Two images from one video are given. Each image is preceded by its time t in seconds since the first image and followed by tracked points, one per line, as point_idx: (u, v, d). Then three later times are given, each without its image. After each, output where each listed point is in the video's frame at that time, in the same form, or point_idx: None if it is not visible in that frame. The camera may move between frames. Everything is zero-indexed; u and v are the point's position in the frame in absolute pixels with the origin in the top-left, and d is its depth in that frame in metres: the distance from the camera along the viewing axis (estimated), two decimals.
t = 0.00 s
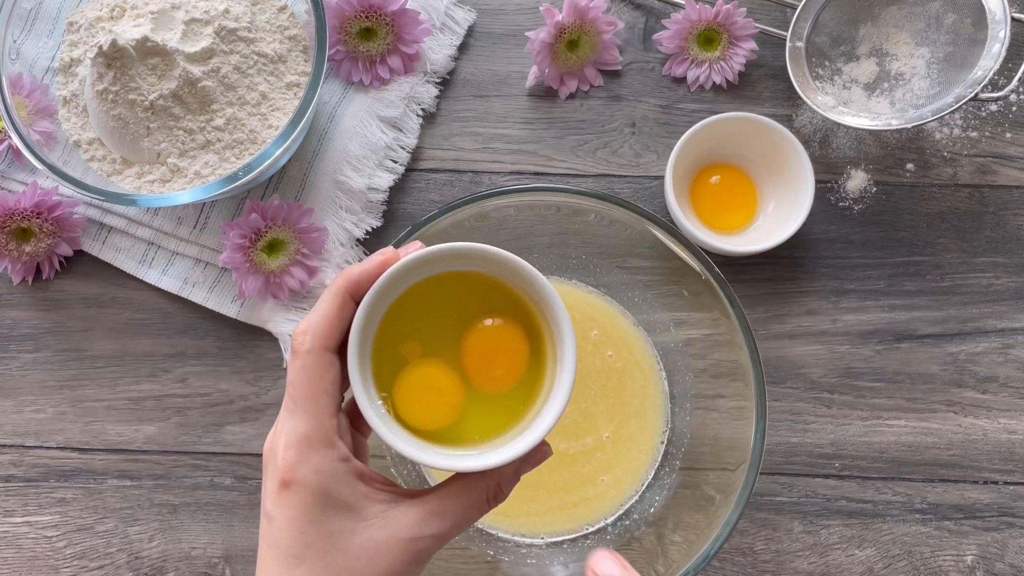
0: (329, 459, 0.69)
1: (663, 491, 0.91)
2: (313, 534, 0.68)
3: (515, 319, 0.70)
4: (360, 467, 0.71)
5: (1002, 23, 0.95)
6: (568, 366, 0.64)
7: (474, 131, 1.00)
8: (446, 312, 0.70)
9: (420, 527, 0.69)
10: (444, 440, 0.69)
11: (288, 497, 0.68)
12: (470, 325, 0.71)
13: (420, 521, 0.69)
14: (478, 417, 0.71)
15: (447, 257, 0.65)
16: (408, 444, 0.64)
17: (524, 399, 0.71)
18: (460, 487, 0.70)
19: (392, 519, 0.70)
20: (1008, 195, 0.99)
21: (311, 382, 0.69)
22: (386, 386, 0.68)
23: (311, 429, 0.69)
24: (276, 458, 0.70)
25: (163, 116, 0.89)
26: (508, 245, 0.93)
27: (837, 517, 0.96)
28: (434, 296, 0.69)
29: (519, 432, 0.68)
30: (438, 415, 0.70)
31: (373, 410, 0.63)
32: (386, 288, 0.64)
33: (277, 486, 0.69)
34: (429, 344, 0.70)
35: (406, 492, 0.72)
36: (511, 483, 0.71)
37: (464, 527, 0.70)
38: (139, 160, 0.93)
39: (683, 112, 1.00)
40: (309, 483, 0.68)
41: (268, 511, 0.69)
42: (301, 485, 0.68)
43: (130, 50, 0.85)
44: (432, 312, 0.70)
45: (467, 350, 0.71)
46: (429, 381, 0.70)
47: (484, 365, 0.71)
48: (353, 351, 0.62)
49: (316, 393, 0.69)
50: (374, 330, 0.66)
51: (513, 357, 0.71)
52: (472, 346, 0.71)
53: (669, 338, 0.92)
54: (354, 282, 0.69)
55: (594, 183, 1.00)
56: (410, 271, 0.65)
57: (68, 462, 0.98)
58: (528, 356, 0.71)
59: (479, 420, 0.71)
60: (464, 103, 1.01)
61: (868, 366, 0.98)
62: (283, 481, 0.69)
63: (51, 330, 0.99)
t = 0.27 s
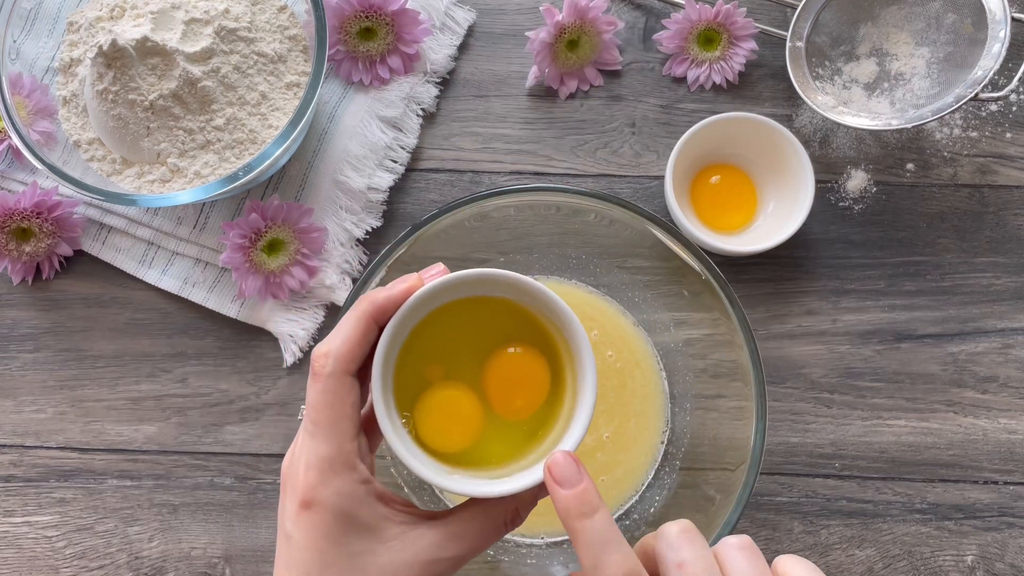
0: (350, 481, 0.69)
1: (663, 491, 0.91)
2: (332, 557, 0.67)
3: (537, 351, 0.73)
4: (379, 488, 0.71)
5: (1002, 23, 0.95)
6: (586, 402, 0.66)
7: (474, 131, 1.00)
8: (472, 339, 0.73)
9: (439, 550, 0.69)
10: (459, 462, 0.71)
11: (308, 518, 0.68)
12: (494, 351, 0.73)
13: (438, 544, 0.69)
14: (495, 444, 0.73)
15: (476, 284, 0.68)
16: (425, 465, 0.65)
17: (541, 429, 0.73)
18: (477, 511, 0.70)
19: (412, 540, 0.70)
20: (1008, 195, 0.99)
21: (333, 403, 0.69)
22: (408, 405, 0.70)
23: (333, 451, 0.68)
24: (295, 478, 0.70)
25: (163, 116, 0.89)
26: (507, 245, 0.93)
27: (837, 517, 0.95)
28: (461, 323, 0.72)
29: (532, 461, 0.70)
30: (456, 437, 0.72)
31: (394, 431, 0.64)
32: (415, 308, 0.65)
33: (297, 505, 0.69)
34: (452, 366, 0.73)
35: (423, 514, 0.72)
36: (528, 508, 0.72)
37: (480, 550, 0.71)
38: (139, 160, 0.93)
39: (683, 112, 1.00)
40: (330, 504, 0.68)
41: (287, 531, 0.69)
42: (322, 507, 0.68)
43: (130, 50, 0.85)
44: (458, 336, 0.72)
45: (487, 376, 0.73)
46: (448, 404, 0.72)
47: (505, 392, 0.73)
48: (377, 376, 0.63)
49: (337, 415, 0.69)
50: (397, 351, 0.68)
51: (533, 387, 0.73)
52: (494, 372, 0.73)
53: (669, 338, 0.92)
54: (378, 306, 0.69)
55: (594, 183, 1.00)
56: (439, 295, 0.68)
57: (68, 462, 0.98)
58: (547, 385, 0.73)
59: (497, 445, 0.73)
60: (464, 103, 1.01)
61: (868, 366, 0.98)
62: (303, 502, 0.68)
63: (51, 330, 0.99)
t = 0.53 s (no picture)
0: (352, 485, 0.69)
1: (663, 491, 0.91)
2: (335, 562, 0.67)
3: (536, 354, 0.73)
4: (379, 492, 0.72)
5: (1002, 23, 0.95)
6: (583, 405, 0.66)
7: (474, 131, 1.00)
8: (471, 344, 0.73)
9: (440, 553, 0.69)
10: (459, 467, 0.71)
11: (310, 523, 0.68)
12: (493, 355, 0.73)
13: (440, 548, 0.70)
14: (495, 447, 0.73)
15: (472, 291, 0.67)
16: (425, 470, 0.66)
17: (541, 432, 0.73)
18: (477, 516, 0.70)
19: (413, 545, 0.70)
20: (1008, 195, 0.99)
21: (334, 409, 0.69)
22: (407, 409, 0.71)
23: (334, 456, 0.68)
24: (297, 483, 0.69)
25: (163, 116, 0.89)
26: (507, 245, 0.93)
27: (837, 517, 0.95)
28: (460, 328, 0.72)
29: (531, 465, 0.70)
30: (455, 441, 0.72)
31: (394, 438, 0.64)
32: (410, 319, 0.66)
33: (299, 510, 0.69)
34: (452, 369, 0.73)
35: (425, 518, 0.73)
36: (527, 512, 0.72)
37: (481, 554, 0.71)
38: (139, 160, 0.93)
39: (683, 112, 1.00)
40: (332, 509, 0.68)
41: (289, 536, 0.69)
42: (325, 512, 0.68)
43: (130, 50, 0.85)
44: (458, 340, 0.73)
45: (487, 379, 0.73)
46: (448, 408, 0.72)
47: (504, 396, 0.73)
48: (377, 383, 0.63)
49: (338, 421, 0.69)
50: (397, 359, 0.68)
51: (532, 390, 0.73)
52: (494, 375, 0.73)
53: (669, 338, 0.92)
54: (378, 314, 0.69)
55: (594, 182, 1.00)
56: (437, 302, 0.68)
57: (68, 462, 0.98)
58: (547, 388, 0.73)
59: (495, 448, 0.73)
60: (464, 103, 1.01)
61: (867, 366, 0.98)
62: (306, 507, 0.68)
63: (51, 330, 0.99)
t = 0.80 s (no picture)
0: (342, 488, 0.69)
1: (663, 491, 0.91)
2: (326, 565, 0.67)
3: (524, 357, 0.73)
4: (370, 495, 0.71)
5: (1002, 23, 0.95)
6: (571, 407, 0.66)
7: (474, 131, 1.00)
8: (460, 346, 0.72)
9: (432, 555, 0.69)
10: (448, 470, 0.71)
11: (301, 527, 0.68)
12: (480, 358, 0.73)
13: (431, 550, 0.69)
14: (484, 449, 0.73)
15: (456, 295, 0.67)
16: (413, 474, 0.66)
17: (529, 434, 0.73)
18: (467, 518, 0.70)
19: (402, 547, 0.70)
20: (1008, 195, 0.99)
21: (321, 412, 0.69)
22: (396, 413, 0.71)
23: (324, 458, 0.69)
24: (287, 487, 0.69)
25: (163, 116, 0.89)
26: (507, 245, 0.93)
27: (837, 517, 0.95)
28: (446, 331, 0.72)
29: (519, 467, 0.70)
30: (444, 445, 0.72)
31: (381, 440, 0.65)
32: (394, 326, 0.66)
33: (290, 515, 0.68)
34: (441, 371, 0.73)
35: (416, 521, 0.72)
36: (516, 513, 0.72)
37: (470, 557, 0.71)
38: (139, 160, 0.93)
39: (683, 112, 1.00)
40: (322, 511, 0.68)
41: (280, 541, 0.68)
42: (315, 515, 0.68)
43: (130, 50, 0.85)
44: (448, 343, 0.72)
45: (475, 382, 0.73)
46: (436, 411, 0.72)
47: (493, 397, 0.73)
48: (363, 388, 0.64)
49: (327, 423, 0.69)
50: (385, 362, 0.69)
51: (520, 392, 0.73)
52: (481, 378, 0.73)
53: (669, 338, 0.92)
54: (363, 320, 0.69)
55: (594, 182, 1.00)
56: (423, 307, 0.68)
57: (68, 462, 0.98)
58: (535, 389, 0.73)
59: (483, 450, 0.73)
60: (464, 103, 1.01)
61: (867, 366, 0.98)
62: (296, 510, 0.68)
63: (51, 330, 0.99)
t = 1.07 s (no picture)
0: (316, 489, 0.69)
1: (663, 491, 0.91)
2: (299, 566, 0.67)
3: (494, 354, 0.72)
4: (345, 496, 0.71)
5: (1002, 24, 0.96)
6: (540, 404, 0.66)
7: (474, 131, 1.00)
8: (436, 346, 0.72)
9: (405, 556, 0.69)
10: (420, 469, 0.71)
11: (275, 527, 0.68)
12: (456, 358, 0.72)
13: (405, 551, 0.69)
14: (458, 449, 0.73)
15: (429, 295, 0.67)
16: (384, 474, 0.66)
17: (502, 432, 0.72)
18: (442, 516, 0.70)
19: (377, 547, 0.70)
20: (1007, 194, 0.99)
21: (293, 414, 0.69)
22: (369, 413, 0.71)
23: (297, 460, 0.69)
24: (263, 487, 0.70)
25: (163, 116, 0.89)
26: (508, 245, 0.93)
27: (837, 517, 0.95)
28: (417, 331, 0.71)
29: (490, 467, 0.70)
30: (416, 444, 0.72)
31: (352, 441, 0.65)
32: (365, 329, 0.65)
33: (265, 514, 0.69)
34: (417, 371, 0.73)
35: (392, 521, 0.72)
36: (490, 511, 0.72)
37: (445, 557, 0.71)
38: (139, 160, 0.93)
39: (683, 112, 1.00)
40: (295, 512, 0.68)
41: (256, 542, 0.69)
42: (289, 515, 0.68)
43: (130, 50, 0.85)
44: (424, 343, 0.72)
45: (447, 380, 0.73)
46: (409, 411, 0.72)
47: (468, 396, 0.73)
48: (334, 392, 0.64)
49: (299, 425, 0.69)
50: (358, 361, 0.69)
51: (492, 389, 0.73)
52: (453, 376, 0.73)
53: (669, 338, 0.92)
54: (333, 321, 0.68)
55: (594, 182, 1.00)
56: (392, 308, 0.68)
57: (68, 462, 0.98)
58: (507, 387, 0.73)
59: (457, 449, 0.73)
60: (464, 103, 1.01)
61: (867, 366, 0.98)
62: (271, 511, 0.68)
63: (51, 330, 1.00)
